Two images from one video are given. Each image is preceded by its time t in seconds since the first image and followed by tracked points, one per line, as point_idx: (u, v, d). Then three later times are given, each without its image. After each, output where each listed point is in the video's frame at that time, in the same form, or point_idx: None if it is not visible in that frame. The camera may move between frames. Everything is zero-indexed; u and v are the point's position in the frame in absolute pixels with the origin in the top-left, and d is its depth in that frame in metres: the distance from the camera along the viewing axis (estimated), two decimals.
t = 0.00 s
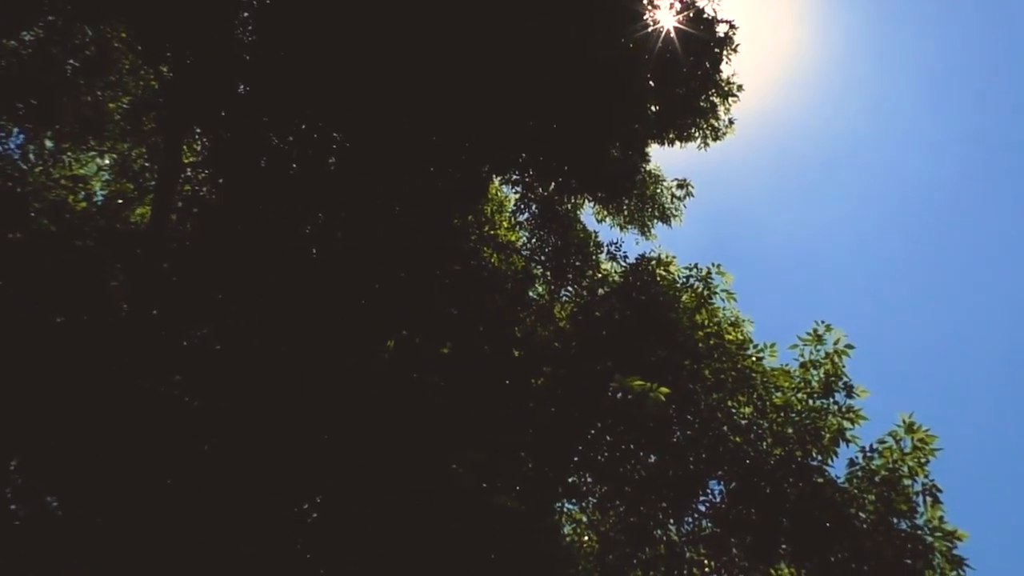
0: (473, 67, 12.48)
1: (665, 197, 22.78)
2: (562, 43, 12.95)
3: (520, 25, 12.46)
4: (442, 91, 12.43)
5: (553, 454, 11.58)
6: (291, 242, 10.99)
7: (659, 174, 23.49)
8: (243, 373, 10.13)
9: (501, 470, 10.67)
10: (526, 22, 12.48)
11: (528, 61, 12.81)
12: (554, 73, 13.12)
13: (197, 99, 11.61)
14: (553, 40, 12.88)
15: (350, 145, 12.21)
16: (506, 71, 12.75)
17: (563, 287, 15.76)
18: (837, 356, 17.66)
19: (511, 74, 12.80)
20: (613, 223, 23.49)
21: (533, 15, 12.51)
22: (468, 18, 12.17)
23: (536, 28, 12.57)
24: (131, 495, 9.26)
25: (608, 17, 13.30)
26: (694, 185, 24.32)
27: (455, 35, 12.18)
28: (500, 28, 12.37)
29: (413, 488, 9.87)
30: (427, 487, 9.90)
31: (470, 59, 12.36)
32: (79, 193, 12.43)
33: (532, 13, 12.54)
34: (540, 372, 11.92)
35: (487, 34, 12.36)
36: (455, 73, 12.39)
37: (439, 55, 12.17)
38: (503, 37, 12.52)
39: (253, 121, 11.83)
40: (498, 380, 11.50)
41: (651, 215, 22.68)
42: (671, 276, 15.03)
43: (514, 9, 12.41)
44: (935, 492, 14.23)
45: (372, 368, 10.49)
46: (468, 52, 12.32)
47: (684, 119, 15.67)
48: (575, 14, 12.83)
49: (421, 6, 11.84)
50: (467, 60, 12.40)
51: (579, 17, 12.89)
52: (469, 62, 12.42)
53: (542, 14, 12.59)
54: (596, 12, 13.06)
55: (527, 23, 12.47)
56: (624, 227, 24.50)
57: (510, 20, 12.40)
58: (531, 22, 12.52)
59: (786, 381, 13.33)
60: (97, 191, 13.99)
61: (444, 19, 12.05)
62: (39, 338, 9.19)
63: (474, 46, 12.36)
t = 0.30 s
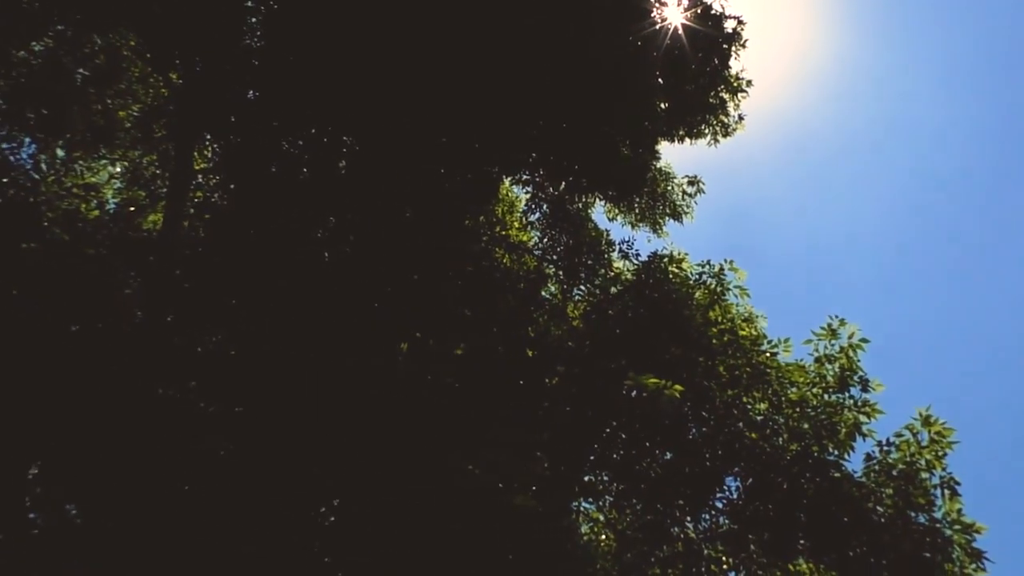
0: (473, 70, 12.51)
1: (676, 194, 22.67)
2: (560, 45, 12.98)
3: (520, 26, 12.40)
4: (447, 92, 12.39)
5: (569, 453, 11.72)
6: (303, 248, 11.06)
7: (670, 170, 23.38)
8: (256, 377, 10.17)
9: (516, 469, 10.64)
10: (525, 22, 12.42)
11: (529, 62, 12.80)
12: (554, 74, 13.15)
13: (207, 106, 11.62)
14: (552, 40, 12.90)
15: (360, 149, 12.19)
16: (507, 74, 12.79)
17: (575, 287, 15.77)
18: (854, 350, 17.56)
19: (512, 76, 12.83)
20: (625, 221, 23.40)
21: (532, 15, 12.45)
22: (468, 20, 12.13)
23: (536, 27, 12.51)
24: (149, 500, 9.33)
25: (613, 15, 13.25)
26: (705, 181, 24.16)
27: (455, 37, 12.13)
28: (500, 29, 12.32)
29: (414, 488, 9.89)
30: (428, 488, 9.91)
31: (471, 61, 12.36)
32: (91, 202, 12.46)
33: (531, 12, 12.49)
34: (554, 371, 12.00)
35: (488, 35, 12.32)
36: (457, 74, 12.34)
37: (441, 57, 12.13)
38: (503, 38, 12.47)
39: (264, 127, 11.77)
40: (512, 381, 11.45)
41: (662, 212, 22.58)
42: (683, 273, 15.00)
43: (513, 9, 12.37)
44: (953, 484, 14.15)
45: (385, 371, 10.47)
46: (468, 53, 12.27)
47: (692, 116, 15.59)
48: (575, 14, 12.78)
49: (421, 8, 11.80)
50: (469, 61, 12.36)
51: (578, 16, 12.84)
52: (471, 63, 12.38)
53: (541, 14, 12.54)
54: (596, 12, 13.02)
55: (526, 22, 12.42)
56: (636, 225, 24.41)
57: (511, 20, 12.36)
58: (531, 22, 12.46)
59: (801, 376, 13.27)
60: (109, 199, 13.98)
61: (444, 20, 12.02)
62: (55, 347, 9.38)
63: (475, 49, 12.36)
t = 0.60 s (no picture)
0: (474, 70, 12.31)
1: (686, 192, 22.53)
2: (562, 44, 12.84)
3: (521, 26, 12.32)
4: (451, 95, 12.25)
5: (582, 451, 11.64)
6: (315, 253, 11.13)
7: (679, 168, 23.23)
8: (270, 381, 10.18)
9: (531, 470, 10.61)
10: (526, 22, 12.33)
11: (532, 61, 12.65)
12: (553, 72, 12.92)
13: (216, 112, 11.68)
14: (554, 38, 12.75)
15: (370, 151, 12.10)
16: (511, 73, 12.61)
17: (587, 286, 15.85)
18: (867, 343, 17.48)
19: (516, 75, 12.60)
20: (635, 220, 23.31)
21: (532, 14, 12.35)
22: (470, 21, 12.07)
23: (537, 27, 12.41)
24: (166, 505, 9.35)
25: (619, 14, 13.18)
26: (715, 177, 24.00)
27: (457, 39, 12.08)
28: (502, 29, 12.26)
29: (413, 488, 9.88)
30: (427, 487, 9.89)
31: (472, 62, 12.17)
32: (103, 210, 12.70)
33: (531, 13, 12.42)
34: (568, 371, 11.95)
35: (490, 36, 12.22)
36: (460, 76, 12.22)
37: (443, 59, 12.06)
38: (505, 39, 12.40)
39: (273, 131, 11.76)
40: (526, 381, 11.42)
41: (673, 210, 22.47)
42: (696, 270, 14.96)
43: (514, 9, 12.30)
44: (971, 477, 14.09)
45: (399, 373, 10.46)
46: (470, 56, 12.17)
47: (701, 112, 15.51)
48: (574, 14, 12.67)
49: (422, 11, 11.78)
50: (471, 63, 12.23)
51: (578, 16, 12.75)
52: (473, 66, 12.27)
53: (541, 14, 12.45)
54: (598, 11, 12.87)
55: (526, 23, 12.33)
56: (647, 223, 24.32)
57: (512, 20, 12.28)
58: (532, 21, 12.37)
59: (816, 371, 13.21)
60: (121, 206, 14.18)
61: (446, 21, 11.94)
62: (70, 354, 9.46)
63: (477, 49, 12.20)
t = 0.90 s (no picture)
0: (477, 70, 12.28)
1: (695, 189, 22.31)
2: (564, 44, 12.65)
3: (523, 27, 12.14)
4: (457, 95, 12.23)
5: (596, 449, 11.57)
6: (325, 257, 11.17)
7: (688, 166, 23.01)
8: (284, 384, 10.30)
9: (544, 470, 10.58)
10: (528, 23, 12.15)
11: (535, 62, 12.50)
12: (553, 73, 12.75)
13: (224, 117, 11.69)
14: (556, 37, 12.57)
15: (378, 153, 12.15)
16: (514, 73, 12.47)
17: (598, 284, 15.77)
18: (879, 338, 17.45)
19: (520, 75, 12.55)
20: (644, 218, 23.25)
21: (533, 15, 12.16)
22: (471, 23, 11.95)
23: (538, 28, 12.22)
24: (181, 510, 9.38)
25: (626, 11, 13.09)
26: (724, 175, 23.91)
27: (459, 40, 11.98)
28: (504, 30, 12.12)
29: (411, 488, 9.86)
30: (426, 487, 9.88)
31: (475, 62, 12.13)
32: (113, 217, 12.79)
33: (532, 13, 12.22)
34: (580, 369, 11.87)
35: (492, 36, 12.10)
36: (463, 77, 12.14)
37: (446, 61, 11.97)
38: (506, 40, 12.27)
39: (282, 135, 11.76)
40: (538, 381, 11.36)
41: (682, 208, 22.40)
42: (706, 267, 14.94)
43: (514, 10, 12.15)
44: (985, 471, 14.06)
45: (410, 376, 10.43)
46: (471, 57, 12.09)
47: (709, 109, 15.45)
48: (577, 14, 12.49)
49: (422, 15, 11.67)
50: (474, 63, 12.20)
51: (578, 16, 12.48)
52: (475, 66, 12.22)
53: (542, 14, 12.27)
54: (601, 10, 12.63)
55: (527, 23, 12.15)
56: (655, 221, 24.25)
57: (514, 21, 12.13)
58: (532, 22, 12.19)
59: (828, 367, 13.16)
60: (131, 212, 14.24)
61: (448, 23, 11.81)
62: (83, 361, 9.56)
63: (478, 50, 12.09)
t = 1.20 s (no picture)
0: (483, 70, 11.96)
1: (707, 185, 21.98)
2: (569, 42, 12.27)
3: (528, 26, 11.81)
4: (463, 97, 11.92)
5: (611, 447, 11.54)
6: (336, 260, 11.22)
7: (699, 162, 22.86)
8: (300, 388, 10.40)
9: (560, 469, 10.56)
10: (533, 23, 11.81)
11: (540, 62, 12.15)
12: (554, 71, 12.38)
13: (234, 122, 11.71)
14: (562, 36, 12.19)
15: (388, 155, 12.03)
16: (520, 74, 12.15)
17: (611, 283, 15.49)
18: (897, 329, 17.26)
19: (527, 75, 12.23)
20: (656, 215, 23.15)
21: (533, 14, 11.76)
22: (476, 23, 11.65)
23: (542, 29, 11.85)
24: (201, 514, 9.43)
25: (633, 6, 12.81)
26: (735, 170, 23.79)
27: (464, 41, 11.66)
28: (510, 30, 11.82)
29: (423, 489, 9.90)
30: (443, 488, 9.91)
31: (478, 61, 11.79)
32: (127, 225, 12.79)
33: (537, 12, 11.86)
34: (594, 368, 11.92)
35: (499, 35, 11.77)
36: (469, 78, 11.85)
37: (453, 62, 11.69)
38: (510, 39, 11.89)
39: (292, 140, 11.74)
40: (552, 379, 11.33)
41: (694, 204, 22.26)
42: (719, 263, 14.89)
43: (518, 9, 11.80)
44: (1005, 463, 13.98)
45: (426, 378, 10.42)
46: (476, 57, 11.79)
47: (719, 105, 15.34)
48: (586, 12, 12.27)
49: (427, 16, 11.41)
50: (481, 63, 11.90)
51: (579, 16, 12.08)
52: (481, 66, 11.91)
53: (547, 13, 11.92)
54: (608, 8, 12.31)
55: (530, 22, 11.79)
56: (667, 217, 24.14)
57: (521, 19, 11.81)
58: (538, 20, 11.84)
59: (843, 361, 13.09)
60: (144, 220, 14.22)
61: (453, 23, 11.53)
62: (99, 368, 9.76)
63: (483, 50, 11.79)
